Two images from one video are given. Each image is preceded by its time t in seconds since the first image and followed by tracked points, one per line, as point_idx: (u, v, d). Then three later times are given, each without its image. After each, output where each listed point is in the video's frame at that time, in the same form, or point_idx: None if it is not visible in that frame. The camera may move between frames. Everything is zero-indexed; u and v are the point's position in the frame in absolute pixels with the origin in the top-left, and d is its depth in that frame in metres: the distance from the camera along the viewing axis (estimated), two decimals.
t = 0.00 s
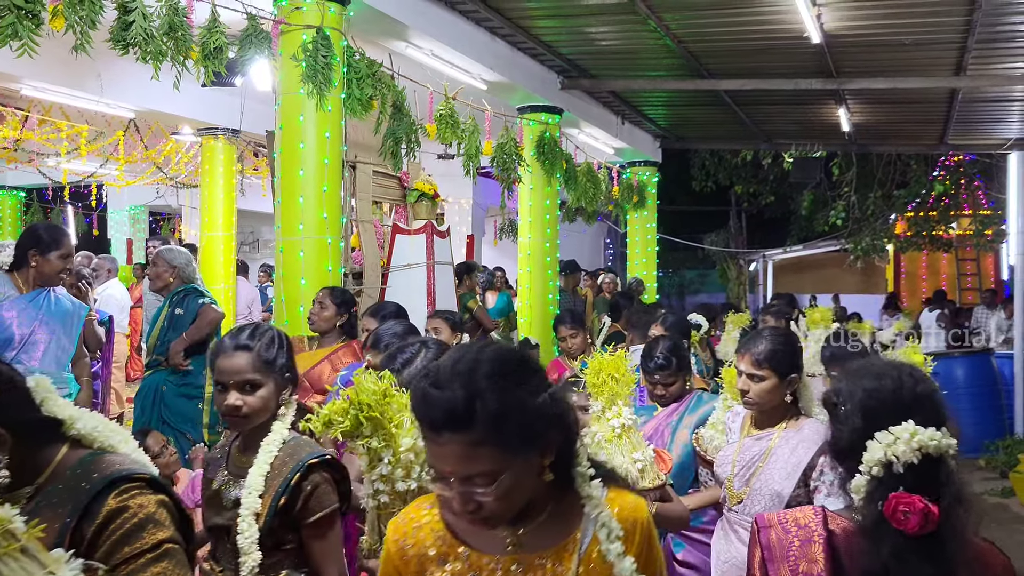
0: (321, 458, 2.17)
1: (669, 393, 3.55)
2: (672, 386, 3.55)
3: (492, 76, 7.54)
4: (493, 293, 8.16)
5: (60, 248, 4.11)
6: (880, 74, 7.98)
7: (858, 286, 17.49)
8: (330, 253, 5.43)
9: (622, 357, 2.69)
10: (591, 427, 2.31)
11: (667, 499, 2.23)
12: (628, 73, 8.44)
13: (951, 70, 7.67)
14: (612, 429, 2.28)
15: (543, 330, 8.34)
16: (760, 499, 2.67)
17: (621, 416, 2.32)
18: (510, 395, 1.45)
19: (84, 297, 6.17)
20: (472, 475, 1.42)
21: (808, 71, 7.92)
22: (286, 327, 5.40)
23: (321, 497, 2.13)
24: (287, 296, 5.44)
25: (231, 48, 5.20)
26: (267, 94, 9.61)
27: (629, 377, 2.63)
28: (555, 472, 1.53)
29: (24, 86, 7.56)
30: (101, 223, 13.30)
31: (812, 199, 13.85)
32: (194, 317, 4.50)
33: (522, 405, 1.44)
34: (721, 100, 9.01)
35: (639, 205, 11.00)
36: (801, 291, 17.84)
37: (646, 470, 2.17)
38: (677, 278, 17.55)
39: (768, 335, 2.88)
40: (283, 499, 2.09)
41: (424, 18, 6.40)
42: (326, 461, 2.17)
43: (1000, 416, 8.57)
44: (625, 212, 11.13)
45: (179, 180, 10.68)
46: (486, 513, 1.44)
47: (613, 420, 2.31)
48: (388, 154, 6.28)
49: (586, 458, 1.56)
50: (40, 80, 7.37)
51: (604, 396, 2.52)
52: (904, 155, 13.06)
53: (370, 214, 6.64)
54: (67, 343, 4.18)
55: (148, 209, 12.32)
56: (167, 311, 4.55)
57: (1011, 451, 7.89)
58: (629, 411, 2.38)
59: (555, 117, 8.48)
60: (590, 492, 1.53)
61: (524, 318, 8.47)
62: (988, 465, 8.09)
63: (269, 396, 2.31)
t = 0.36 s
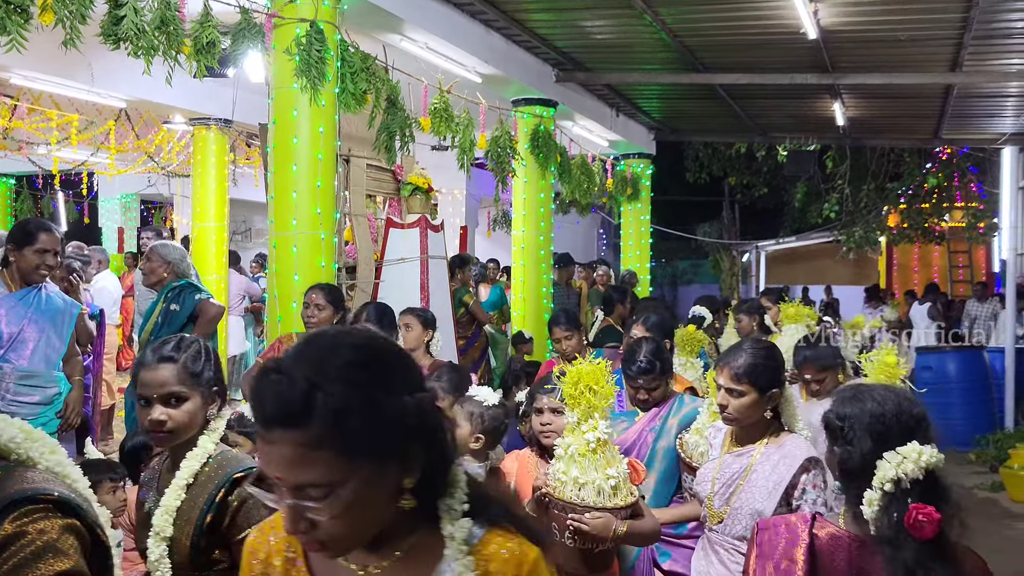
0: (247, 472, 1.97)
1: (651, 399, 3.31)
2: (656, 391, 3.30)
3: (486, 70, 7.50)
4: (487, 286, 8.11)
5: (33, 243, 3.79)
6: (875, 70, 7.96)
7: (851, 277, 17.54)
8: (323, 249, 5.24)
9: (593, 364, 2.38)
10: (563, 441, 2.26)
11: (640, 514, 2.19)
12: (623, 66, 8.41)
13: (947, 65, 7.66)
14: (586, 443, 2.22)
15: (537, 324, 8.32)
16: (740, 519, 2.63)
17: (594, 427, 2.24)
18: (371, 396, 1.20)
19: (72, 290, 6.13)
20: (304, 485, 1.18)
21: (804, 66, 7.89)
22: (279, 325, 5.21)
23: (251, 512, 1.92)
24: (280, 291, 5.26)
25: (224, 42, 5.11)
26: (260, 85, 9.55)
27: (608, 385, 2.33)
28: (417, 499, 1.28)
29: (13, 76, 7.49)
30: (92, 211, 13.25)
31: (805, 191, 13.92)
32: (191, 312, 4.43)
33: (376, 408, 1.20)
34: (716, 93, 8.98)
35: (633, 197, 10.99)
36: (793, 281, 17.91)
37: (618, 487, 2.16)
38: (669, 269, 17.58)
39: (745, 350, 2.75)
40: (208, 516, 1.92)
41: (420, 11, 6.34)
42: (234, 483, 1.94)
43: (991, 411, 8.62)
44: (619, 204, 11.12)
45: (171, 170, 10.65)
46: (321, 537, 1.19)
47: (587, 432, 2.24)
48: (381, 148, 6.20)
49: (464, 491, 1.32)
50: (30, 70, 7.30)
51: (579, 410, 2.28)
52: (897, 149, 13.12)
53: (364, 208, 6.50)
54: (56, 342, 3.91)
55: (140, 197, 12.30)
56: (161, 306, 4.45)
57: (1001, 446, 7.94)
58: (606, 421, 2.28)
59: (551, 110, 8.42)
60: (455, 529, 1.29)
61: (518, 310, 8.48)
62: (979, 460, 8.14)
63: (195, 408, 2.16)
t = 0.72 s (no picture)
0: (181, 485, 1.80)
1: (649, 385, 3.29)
2: (654, 376, 3.29)
3: (482, 60, 7.47)
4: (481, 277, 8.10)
5: (6, 227, 3.68)
6: (872, 63, 7.95)
7: (844, 270, 17.57)
8: (318, 239, 5.22)
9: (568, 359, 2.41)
10: (527, 441, 2.26)
11: (607, 517, 2.25)
12: (619, 58, 8.40)
13: (943, 60, 7.65)
14: (550, 441, 2.23)
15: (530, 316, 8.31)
16: (696, 511, 2.57)
17: (558, 424, 2.26)
18: (203, 396, 1.09)
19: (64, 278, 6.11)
20: (116, 501, 1.09)
21: (800, 59, 7.88)
22: (273, 315, 5.20)
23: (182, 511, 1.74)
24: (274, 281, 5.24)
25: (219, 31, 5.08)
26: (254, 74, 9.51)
27: (572, 381, 2.37)
28: (248, 524, 1.17)
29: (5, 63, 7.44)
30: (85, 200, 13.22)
31: (800, 184, 13.94)
32: (179, 301, 4.40)
33: (201, 415, 1.08)
34: (712, 86, 8.97)
35: (628, 189, 10.99)
36: (787, 274, 17.96)
37: (584, 488, 2.21)
38: (664, 261, 17.62)
39: (701, 339, 2.64)
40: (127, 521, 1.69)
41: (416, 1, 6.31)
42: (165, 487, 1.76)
43: (983, 405, 8.66)
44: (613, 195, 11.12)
45: (164, 159, 10.62)
46: (134, 562, 1.09)
47: (551, 430, 2.26)
48: (377, 139, 6.17)
49: (301, 525, 1.20)
50: (22, 58, 7.26)
51: (542, 407, 2.32)
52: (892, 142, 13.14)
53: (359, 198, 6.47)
54: (46, 333, 3.64)
55: (132, 185, 12.25)
56: (150, 295, 4.42)
57: (993, 439, 7.97)
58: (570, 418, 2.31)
59: (546, 101, 8.40)
60: (275, 563, 1.18)
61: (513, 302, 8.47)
62: (970, 453, 8.18)
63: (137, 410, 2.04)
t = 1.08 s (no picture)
0: (107, 484, 1.67)
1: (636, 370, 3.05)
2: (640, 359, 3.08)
3: (477, 50, 7.44)
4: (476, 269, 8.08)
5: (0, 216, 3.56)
6: (867, 56, 7.95)
7: (838, 263, 17.60)
8: (311, 230, 5.19)
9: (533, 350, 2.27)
10: (491, 435, 2.12)
11: (575, 514, 2.10)
12: (615, 49, 8.38)
13: (938, 53, 7.64)
14: (516, 435, 2.09)
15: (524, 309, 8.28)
16: (672, 508, 2.29)
17: (524, 419, 2.12)
18: None
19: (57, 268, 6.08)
20: None
21: (795, 51, 7.87)
22: (267, 306, 5.18)
23: (83, 535, 1.60)
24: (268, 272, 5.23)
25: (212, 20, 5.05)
26: (247, 64, 9.47)
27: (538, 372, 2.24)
28: None
29: None
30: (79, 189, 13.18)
31: (795, 177, 13.96)
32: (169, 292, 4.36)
33: None
34: (707, 78, 8.95)
35: (623, 180, 10.98)
36: (781, 266, 17.98)
37: (551, 484, 2.07)
38: (658, 253, 17.62)
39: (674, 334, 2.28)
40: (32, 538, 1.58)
41: None
42: (92, 492, 1.64)
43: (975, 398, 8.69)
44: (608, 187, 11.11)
45: (157, 149, 10.59)
46: None
47: (517, 424, 2.12)
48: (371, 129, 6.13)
49: None
50: (13, 47, 7.21)
51: (508, 400, 2.17)
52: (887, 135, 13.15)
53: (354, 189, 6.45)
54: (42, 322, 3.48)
55: (125, 175, 12.20)
56: (141, 285, 4.40)
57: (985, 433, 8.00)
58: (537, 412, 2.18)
59: (541, 92, 8.38)
60: None
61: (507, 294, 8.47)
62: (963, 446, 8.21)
63: (60, 409, 1.81)
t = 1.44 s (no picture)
0: None
1: (594, 358, 2.90)
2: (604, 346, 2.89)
3: (472, 43, 7.45)
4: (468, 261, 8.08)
5: None
6: (861, 52, 7.98)
7: (829, 258, 17.68)
8: (305, 221, 5.20)
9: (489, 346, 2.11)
10: (444, 437, 2.01)
11: (530, 519, 2.02)
12: (609, 43, 8.40)
13: (931, 50, 7.68)
14: (471, 440, 1.98)
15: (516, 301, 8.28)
16: (633, 531, 2.11)
17: (480, 423, 2.01)
18: None
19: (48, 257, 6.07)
20: None
21: (788, 46, 7.89)
22: (260, 296, 5.17)
23: None
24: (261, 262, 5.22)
25: (206, 9, 5.04)
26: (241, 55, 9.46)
27: (497, 372, 2.08)
28: None
29: None
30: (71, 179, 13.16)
31: (787, 172, 14.04)
32: (162, 282, 4.36)
33: None
34: (701, 72, 8.98)
35: (616, 174, 11.00)
36: (773, 262, 18.04)
37: (507, 490, 1.99)
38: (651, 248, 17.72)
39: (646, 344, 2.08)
40: None
41: None
42: None
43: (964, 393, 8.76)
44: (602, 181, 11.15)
45: (150, 139, 10.58)
46: None
47: (471, 427, 2.00)
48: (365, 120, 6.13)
49: None
50: (6, 36, 7.20)
51: (463, 402, 2.02)
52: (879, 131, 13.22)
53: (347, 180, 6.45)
54: (34, 315, 3.49)
55: (119, 165, 12.20)
56: (136, 275, 4.40)
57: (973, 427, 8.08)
58: (493, 415, 2.05)
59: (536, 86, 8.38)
60: None
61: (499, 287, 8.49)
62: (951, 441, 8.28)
63: None
